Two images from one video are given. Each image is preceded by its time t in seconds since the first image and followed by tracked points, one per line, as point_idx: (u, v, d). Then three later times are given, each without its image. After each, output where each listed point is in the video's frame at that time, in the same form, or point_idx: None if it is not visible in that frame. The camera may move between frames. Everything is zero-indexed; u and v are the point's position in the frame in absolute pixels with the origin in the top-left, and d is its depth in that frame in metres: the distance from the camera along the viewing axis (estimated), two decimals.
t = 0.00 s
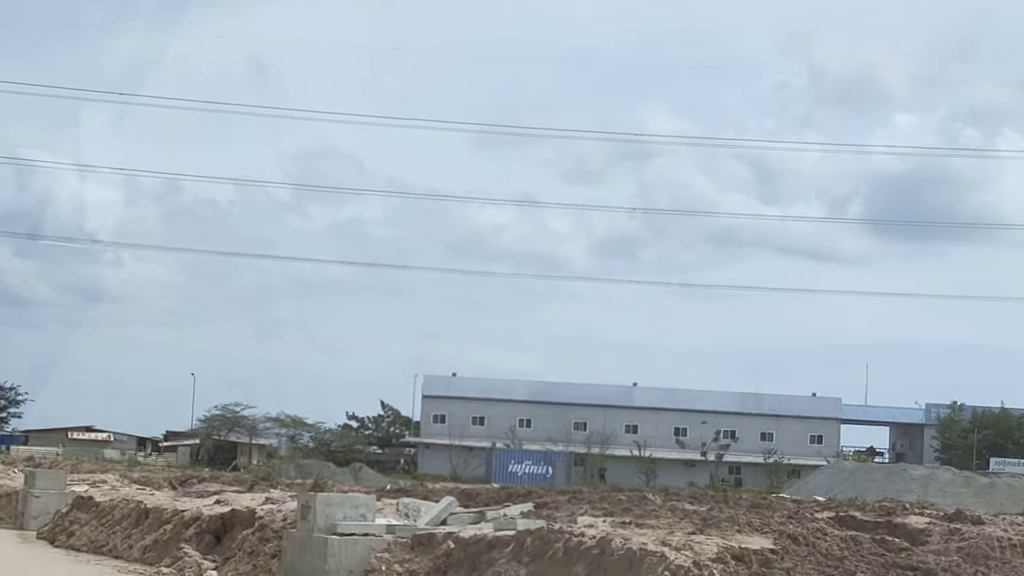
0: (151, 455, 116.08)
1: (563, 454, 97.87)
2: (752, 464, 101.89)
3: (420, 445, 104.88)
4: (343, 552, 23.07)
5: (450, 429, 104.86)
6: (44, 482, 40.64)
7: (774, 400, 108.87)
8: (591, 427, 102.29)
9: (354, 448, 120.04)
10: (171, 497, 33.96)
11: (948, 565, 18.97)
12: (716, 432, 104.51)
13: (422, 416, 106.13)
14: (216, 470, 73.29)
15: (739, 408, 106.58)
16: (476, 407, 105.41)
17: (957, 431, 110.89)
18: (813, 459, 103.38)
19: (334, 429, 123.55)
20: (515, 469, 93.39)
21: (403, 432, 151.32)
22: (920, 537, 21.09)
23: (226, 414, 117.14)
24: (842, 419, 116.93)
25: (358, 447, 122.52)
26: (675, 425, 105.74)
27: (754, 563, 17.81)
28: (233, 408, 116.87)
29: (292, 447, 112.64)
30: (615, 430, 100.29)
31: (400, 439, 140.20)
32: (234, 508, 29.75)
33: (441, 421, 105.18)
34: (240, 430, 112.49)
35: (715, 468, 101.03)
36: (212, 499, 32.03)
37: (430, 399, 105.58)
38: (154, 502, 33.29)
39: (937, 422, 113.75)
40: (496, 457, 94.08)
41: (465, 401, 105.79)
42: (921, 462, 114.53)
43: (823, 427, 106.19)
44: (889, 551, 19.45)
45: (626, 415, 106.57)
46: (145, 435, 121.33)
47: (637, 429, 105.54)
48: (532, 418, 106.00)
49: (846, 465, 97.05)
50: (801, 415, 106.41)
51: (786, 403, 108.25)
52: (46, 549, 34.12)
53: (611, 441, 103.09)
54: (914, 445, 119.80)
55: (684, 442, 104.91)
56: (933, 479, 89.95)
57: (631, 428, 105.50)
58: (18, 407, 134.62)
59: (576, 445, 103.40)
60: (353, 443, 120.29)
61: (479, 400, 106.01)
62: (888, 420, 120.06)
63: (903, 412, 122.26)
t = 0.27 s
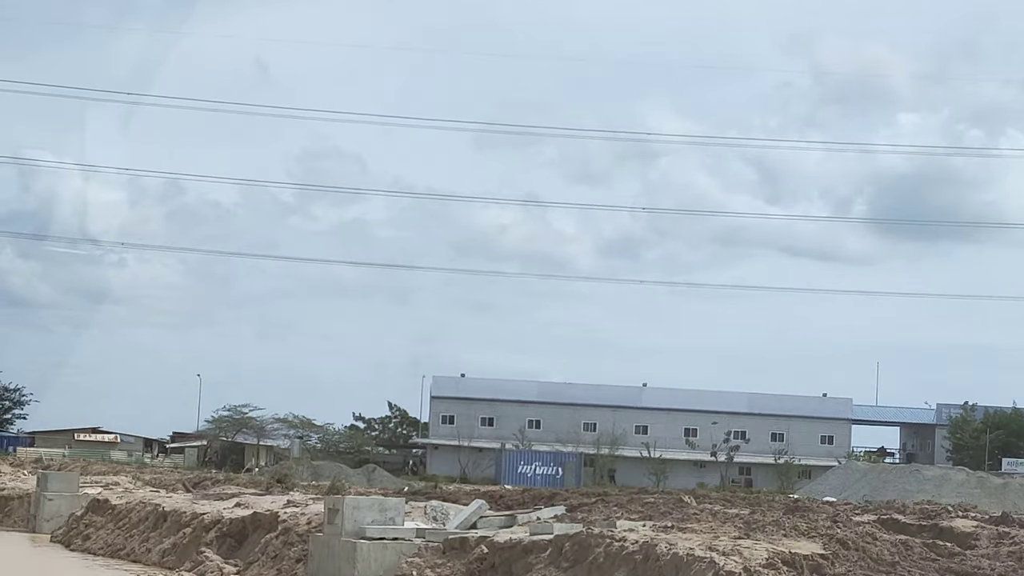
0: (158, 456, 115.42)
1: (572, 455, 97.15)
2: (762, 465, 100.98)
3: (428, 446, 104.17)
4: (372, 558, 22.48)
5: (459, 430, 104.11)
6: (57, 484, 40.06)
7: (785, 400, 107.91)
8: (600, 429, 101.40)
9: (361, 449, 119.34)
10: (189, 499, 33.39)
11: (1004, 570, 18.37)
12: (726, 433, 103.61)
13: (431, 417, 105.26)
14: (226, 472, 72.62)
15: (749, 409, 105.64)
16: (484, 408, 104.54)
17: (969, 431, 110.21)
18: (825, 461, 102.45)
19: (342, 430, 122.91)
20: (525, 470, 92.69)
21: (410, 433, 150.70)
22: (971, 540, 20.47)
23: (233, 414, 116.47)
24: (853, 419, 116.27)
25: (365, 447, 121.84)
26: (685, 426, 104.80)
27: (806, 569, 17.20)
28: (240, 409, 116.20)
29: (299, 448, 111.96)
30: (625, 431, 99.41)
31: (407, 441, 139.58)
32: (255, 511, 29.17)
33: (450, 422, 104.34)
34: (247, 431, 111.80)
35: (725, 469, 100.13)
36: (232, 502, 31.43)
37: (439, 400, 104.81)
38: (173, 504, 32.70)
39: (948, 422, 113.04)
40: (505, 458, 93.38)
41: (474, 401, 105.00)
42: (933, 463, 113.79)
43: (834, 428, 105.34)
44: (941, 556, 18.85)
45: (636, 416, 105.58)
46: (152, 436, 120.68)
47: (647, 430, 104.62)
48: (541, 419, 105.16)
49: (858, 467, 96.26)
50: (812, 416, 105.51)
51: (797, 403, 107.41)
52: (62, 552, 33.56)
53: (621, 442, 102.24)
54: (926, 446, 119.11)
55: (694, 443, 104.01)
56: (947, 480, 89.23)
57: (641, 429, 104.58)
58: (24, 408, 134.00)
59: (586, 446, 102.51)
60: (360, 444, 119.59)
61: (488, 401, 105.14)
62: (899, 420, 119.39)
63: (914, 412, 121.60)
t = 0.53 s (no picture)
0: (163, 460, 114.72)
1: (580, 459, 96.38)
2: (771, 468, 99.91)
3: (435, 450, 103.43)
4: (400, 567, 21.88)
5: (466, 433, 103.32)
6: (68, 489, 39.47)
7: (794, 404, 106.82)
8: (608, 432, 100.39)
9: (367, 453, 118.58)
10: (206, 504, 32.79)
11: None
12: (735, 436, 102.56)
13: (438, 421, 104.26)
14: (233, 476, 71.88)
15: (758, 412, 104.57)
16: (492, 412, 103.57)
17: (979, 435, 109.52)
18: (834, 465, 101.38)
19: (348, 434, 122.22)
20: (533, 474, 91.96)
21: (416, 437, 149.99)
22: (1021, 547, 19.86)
23: (239, 418, 115.73)
24: (862, 423, 115.57)
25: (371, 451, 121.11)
26: (694, 429, 103.67)
27: None
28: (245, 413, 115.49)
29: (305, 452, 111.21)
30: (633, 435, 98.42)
31: (413, 445, 138.90)
32: (275, 517, 28.61)
33: (457, 426, 103.37)
34: (253, 435, 111.07)
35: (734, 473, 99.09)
36: (249, 508, 30.86)
37: (445, 404, 103.97)
38: (189, 510, 32.14)
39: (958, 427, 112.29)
40: (512, 462, 92.64)
41: (481, 405, 104.15)
42: (942, 467, 113.07)
43: (844, 432, 104.39)
44: (996, 566, 18.22)
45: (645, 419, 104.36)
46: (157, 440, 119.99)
47: (655, 433, 103.50)
48: (548, 423, 104.18)
49: (868, 471, 95.42)
50: (821, 419, 104.42)
51: (806, 406, 106.44)
52: (75, 559, 32.97)
53: (629, 446, 101.25)
54: (935, 450, 118.39)
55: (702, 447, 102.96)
56: (959, 484, 88.49)
57: (649, 433, 103.46)
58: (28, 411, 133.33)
59: (593, 450, 101.45)
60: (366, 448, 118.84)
61: (495, 404, 104.15)
62: (908, 423, 118.69)
63: (923, 416, 120.90)
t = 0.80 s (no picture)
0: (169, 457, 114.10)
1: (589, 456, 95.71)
2: (780, 466, 99.01)
3: (442, 447, 102.77)
4: (430, 567, 21.29)
5: (473, 430, 102.62)
6: (80, 486, 38.87)
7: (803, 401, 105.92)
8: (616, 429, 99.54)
9: (374, 450, 117.90)
10: (224, 502, 32.18)
11: None
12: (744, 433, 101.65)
13: (444, 417, 103.48)
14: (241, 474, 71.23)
15: (766, 409, 103.66)
16: (499, 409, 102.75)
17: (989, 432, 108.87)
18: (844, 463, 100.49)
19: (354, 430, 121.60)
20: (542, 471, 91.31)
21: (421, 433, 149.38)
22: None
23: (245, 415, 115.10)
24: (871, 420, 114.93)
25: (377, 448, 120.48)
26: (702, 426, 102.72)
27: None
28: (251, 410, 114.86)
29: (311, 449, 110.55)
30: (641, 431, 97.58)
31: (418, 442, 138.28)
32: (297, 515, 28.03)
33: (464, 422, 102.62)
34: (259, 432, 110.41)
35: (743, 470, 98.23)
36: (269, 506, 30.26)
37: (452, 400, 103.23)
38: (207, 508, 31.52)
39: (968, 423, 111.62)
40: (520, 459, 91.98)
41: (488, 402, 103.39)
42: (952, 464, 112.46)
43: (853, 429, 103.56)
44: None
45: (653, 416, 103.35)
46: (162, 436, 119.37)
47: (663, 430, 102.57)
48: (556, 420, 103.42)
49: (879, 469, 94.67)
50: (830, 416, 103.50)
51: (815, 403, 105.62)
52: (90, 557, 32.37)
53: (637, 442, 100.41)
54: (944, 447, 117.76)
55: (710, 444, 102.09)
56: (971, 481, 87.80)
57: (657, 430, 102.50)
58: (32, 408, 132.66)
59: (601, 447, 100.58)
60: (372, 444, 118.15)
61: (502, 401, 103.28)
62: (917, 420, 118.05)
63: (932, 413, 120.24)
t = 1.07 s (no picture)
0: (173, 458, 113.46)
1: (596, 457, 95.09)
2: (788, 467, 98.29)
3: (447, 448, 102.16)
4: (461, 572, 20.74)
5: (479, 431, 101.98)
6: (91, 489, 38.28)
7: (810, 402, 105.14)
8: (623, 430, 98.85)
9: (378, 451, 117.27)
10: (241, 505, 31.61)
11: None
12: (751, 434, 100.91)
13: (450, 418, 102.89)
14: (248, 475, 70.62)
15: (774, 410, 102.91)
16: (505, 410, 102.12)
17: (998, 433, 108.29)
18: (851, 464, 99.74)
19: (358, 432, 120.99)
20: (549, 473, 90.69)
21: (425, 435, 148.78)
22: None
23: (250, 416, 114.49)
24: (878, 421, 114.34)
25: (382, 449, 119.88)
26: (709, 427, 101.95)
27: None
28: (256, 411, 114.25)
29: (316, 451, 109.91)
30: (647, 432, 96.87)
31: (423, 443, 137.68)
32: (317, 518, 27.50)
33: (470, 423, 102.00)
34: (264, 433, 109.76)
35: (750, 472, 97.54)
36: (288, 508, 29.72)
37: (458, 401, 102.58)
38: (223, 511, 30.97)
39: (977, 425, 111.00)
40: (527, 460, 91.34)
41: (494, 403, 102.73)
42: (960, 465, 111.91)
43: (861, 430, 102.84)
44: None
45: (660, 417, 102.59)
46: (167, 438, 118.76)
47: (669, 431, 101.83)
48: (562, 421, 102.75)
49: (889, 471, 94.04)
50: (838, 417, 102.75)
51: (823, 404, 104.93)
52: (104, 561, 31.81)
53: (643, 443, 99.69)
54: (952, 449, 117.18)
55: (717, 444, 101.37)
56: (981, 483, 87.20)
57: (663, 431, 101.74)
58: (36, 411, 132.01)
59: (608, 448, 99.94)
60: (377, 446, 117.53)
61: (507, 402, 102.65)
62: (925, 422, 117.46)
63: (940, 414, 119.68)
